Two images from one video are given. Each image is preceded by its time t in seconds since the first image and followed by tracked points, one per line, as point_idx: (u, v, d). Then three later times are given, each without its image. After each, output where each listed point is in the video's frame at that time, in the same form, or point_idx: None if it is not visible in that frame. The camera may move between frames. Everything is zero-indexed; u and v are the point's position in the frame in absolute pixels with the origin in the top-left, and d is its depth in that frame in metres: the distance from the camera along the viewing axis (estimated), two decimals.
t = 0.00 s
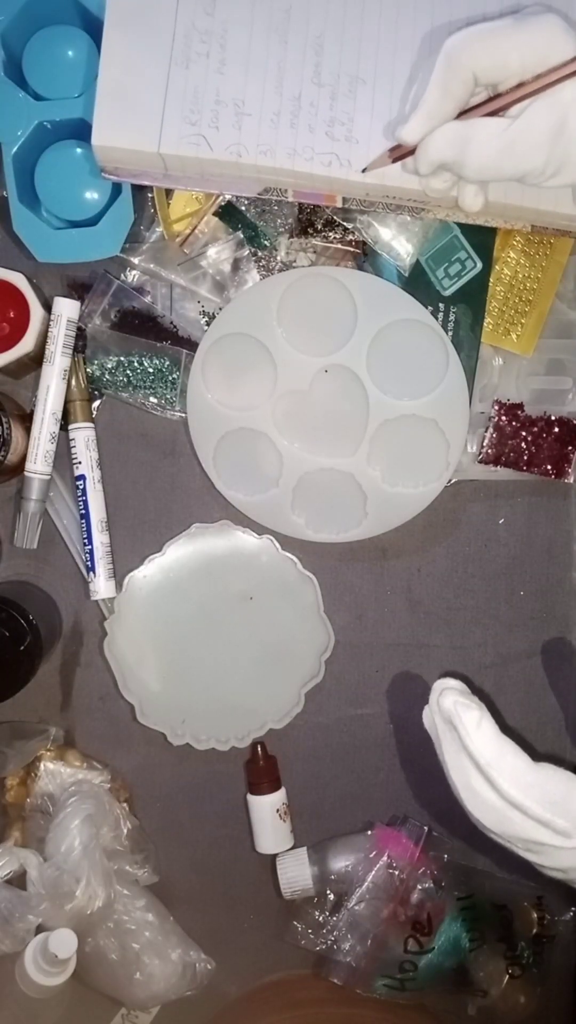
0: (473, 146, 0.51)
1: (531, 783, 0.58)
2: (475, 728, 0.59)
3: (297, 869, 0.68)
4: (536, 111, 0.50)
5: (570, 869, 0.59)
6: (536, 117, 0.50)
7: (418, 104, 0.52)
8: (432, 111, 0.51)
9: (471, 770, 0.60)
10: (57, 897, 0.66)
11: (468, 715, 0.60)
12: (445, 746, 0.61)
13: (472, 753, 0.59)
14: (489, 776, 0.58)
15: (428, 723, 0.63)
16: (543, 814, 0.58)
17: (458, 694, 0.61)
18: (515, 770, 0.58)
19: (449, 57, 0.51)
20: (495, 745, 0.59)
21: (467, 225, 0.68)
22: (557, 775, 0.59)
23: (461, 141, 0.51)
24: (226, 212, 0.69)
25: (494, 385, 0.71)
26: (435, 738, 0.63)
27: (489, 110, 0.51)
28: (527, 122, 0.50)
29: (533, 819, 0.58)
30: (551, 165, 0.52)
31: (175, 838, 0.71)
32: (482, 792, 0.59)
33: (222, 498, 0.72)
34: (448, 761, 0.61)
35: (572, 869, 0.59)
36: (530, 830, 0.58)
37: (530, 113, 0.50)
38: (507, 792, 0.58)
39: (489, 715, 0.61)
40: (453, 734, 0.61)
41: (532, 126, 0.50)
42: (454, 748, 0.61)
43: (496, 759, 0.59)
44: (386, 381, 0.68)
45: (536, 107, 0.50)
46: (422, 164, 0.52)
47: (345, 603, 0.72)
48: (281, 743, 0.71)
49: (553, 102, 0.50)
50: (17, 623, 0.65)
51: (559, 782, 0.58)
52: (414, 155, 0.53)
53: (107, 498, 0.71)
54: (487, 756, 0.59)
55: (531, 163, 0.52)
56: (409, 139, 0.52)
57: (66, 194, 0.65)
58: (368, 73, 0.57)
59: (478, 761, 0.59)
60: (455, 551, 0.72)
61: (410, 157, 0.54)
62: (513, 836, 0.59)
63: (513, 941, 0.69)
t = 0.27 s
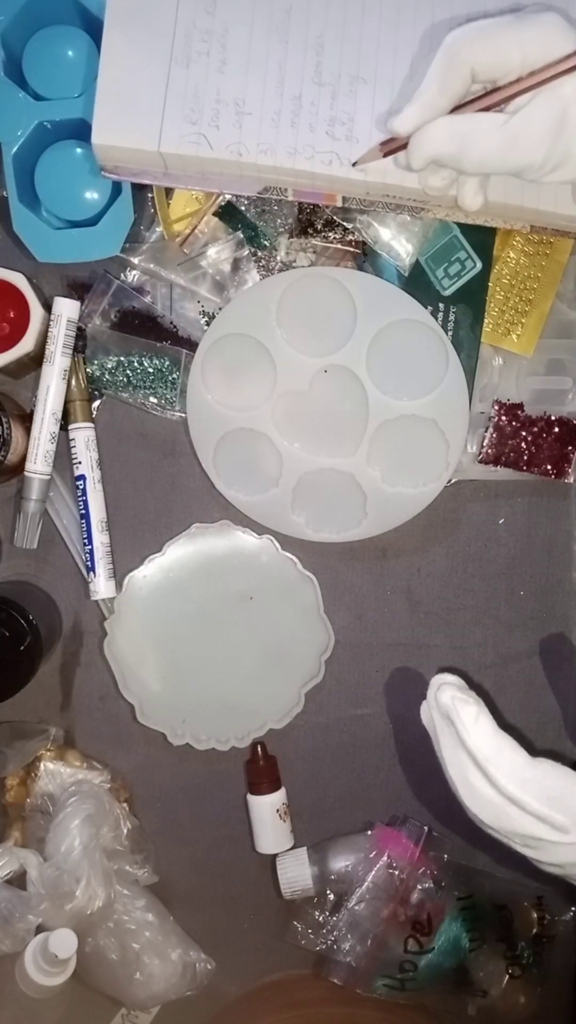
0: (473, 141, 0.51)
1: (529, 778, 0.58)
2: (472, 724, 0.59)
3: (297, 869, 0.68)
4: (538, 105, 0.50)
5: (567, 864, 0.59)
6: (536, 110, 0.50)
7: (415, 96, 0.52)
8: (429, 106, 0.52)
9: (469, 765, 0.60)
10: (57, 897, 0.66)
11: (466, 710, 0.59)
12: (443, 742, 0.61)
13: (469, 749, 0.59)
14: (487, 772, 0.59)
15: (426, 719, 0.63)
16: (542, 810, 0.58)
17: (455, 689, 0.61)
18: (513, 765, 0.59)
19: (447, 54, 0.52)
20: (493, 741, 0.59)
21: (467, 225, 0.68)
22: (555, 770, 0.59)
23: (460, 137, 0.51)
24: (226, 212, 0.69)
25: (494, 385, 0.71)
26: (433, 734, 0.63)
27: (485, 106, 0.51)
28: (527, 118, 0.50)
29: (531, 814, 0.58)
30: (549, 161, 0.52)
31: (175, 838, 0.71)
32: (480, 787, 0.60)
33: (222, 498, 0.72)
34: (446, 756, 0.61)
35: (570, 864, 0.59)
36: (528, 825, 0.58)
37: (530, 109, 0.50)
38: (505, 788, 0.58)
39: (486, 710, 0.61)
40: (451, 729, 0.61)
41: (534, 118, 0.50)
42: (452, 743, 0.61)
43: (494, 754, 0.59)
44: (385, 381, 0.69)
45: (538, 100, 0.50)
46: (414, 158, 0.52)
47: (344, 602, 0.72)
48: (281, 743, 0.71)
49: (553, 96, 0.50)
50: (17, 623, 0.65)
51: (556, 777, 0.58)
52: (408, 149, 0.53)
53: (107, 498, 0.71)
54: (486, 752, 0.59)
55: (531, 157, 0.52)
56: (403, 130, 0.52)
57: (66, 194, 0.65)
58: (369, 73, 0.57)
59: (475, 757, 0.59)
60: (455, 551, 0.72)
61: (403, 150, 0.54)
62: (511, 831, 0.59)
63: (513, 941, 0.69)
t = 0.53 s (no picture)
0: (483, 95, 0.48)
1: (528, 777, 0.58)
2: (472, 724, 0.59)
3: (297, 869, 0.68)
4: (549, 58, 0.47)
5: (567, 864, 0.59)
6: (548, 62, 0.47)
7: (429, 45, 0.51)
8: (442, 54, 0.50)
9: (469, 765, 0.60)
10: (57, 897, 0.66)
11: (466, 709, 0.59)
12: (443, 741, 0.61)
13: (469, 748, 0.59)
14: (487, 771, 0.59)
15: (425, 718, 0.63)
16: (542, 809, 0.58)
17: (455, 688, 0.61)
18: (513, 765, 0.59)
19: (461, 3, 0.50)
20: (493, 740, 0.59)
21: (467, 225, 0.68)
22: (554, 770, 0.59)
23: (470, 90, 0.48)
24: (225, 212, 0.69)
25: (494, 385, 0.71)
26: (433, 734, 0.63)
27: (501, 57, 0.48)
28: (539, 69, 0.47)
29: (530, 814, 0.58)
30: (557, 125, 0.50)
31: (175, 838, 0.71)
32: (480, 787, 0.60)
33: (222, 498, 0.72)
34: (446, 755, 0.61)
35: (571, 864, 0.59)
36: (528, 824, 0.58)
37: (535, 85, 0.47)
38: (505, 786, 0.58)
39: (486, 709, 0.61)
40: (451, 729, 0.61)
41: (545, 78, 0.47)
42: (452, 743, 0.61)
43: (494, 753, 0.59)
44: (385, 382, 0.69)
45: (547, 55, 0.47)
46: (428, 112, 0.50)
47: (344, 602, 0.72)
48: (281, 743, 0.71)
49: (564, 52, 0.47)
50: (17, 623, 0.65)
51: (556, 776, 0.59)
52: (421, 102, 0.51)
53: (107, 499, 0.71)
54: (486, 751, 0.59)
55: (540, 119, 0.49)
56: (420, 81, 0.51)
57: (66, 194, 0.65)
58: (368, 72, 0.57)
59: (475, 756, 0.59)
60: (455, 551, 0.72)
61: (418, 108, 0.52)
62: (511, 830, 0.59)
63: (513, 941, 0.69)
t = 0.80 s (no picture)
0: (476, 114, 0.48)
1: (525, 781, 0.58)
2: (468, 728, 0.59)
3: (297, 869, 0.68)
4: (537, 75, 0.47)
5: (565, 867, 0.59)
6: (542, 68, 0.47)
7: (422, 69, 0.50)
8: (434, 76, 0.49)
9: (465, 768, 0.60)
10: (57, 897, 0.66)
11: (462, 713, 0.60)
12: (440, 745, 0.61)
13: (465, 752, 0.59)
14: (483, 775, 0.59)
15: (422, 722, 0.63)
16: (537, 812, 0.58)
17: (451, 692, 0.61)
18: (509, 768, 0.59)
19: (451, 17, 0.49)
20: (489, 744, 0.59)
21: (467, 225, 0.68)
22: (550, 773, 0.59)
23: (465, 104, 0.48)
24: (225, 212, 0.69)
25: (494, 385, 0.71)
26: (429, 738, 0.63)
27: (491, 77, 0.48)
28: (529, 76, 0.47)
29: (526, 817, 0.58)
30: (554, 132, 0.49)
31: (175, 838, 0.71)
32: (476, 791, 0.60)
33: (222, 498, 0.72)
34: (442, 759, 0.61)
35: (568, 867, 0.59)
36: (524, 829, 0.58)
37: (530, 82, 0.47)
38: (501, 791, 0.58)
39: (482, 713, 0.61)
40: (447, 733, 0.61)
41: (535, 91, 0.47)
42: (448, 747, 0.61)
43: (490, 757, 0.59)
44: (385, 382, 0.69)
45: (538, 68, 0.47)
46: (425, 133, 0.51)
47: (345, 602, 0.72)
48: (281, 743, 0.71)
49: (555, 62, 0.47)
50: (17, 623, 0.65)
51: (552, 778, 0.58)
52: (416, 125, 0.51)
53: (107, 498, 0.71)
54: (482, 755, 0.59)
55: (534, 129, 0.49)
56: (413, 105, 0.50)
57: (66, 194, 0.65)
58: (368, 73, 0.57)
59: (471, 760, 0.59)
60: (455, 551, 0.72)
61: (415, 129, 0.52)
62: (508, 834, 0.59)
63: (513, 941, 0.70)
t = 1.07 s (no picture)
0: (473, 112, 0.48)
1: (525, 769, 0.58)
2: (469, 715, 0.59)
3: (297, 869, 0.68)
4: (535, 77, 0.46)
5: (563, 855, 0.59)
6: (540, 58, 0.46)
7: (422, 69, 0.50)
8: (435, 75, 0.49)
9: (466, 755, 0.60)
10: (58, 897, 0.66)
11: (463, 701, 0.59)
12: (440, 732, 0.61)
13: (466, 739, 0.59)
14: (483, 762, 0.59)
15: (423, 711, 0.63)
16: (537, 801, 0.58)
17: (452, 679, 0.60)
18: (509, 756, 0.59)
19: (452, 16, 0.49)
20: (489, 731, 0.59)
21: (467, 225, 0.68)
22: (550, 761, 0.59)
23: (463, 103, 0.48)
24: (226, 212, 0.69)
25: (495, 385, 0.71)
26: (430, 726, 0.63)
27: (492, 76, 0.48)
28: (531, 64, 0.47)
29: (526, 805, 0.58)
30: (552, 130, 0.48)
31: (175, 838, 0.71)
32: (477, 778, 0.60)
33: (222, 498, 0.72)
34: (443, 747, 0.61)
35: (566, 856, 0.60)
36: (524, 817, 0.58)
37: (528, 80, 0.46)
38: (501, 778, 0.58)
39: (483, 700, 0.61)
40: (448, 721, 0.61)
41: (532, 93, 0.46)
42: (449, 734, 0.61)
43: (490, 744, 0.59)
44: (385, 382, 0.69)
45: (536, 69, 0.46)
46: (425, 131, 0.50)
47: (345, 602, 0.72)
48: (281, 743, 0.71)
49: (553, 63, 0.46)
50: (17, 623, 0.65)
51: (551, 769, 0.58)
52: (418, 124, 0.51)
53: (107, 498, 0.71)
54: (482, 743, 0.59)
55: (531, 129, 0.48)
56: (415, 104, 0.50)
57: (66, 194, 0.65)
58: (369, 73, 0.57)
59: (471, 747, 0.59)
60: (455, 551, 0.72)
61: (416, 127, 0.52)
62: (508, 822, 0.59)
63: (513, 941, 0.70)
